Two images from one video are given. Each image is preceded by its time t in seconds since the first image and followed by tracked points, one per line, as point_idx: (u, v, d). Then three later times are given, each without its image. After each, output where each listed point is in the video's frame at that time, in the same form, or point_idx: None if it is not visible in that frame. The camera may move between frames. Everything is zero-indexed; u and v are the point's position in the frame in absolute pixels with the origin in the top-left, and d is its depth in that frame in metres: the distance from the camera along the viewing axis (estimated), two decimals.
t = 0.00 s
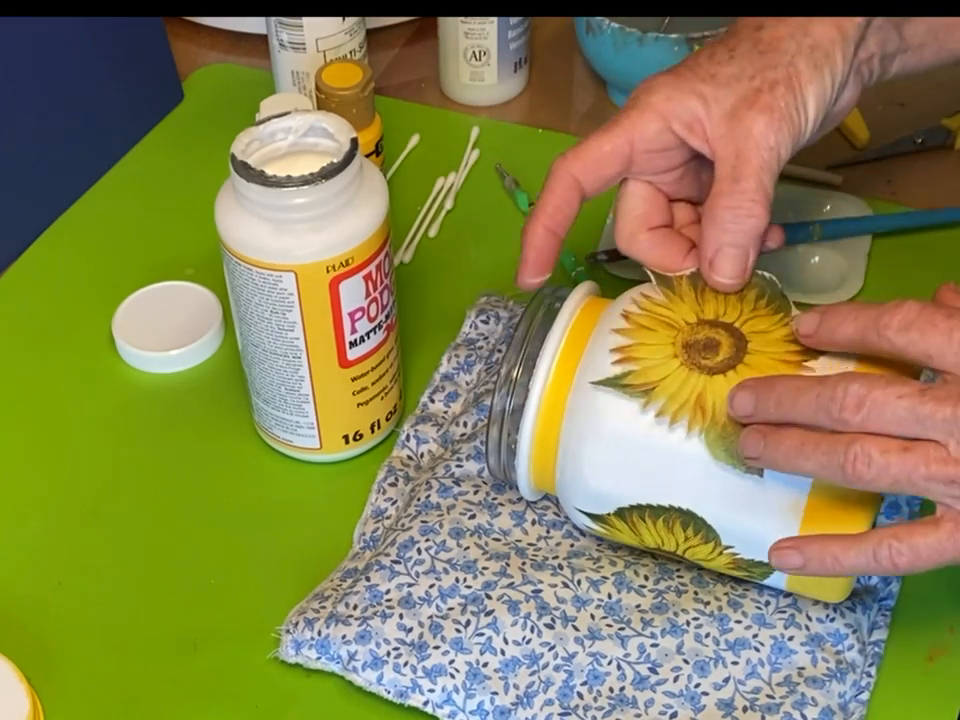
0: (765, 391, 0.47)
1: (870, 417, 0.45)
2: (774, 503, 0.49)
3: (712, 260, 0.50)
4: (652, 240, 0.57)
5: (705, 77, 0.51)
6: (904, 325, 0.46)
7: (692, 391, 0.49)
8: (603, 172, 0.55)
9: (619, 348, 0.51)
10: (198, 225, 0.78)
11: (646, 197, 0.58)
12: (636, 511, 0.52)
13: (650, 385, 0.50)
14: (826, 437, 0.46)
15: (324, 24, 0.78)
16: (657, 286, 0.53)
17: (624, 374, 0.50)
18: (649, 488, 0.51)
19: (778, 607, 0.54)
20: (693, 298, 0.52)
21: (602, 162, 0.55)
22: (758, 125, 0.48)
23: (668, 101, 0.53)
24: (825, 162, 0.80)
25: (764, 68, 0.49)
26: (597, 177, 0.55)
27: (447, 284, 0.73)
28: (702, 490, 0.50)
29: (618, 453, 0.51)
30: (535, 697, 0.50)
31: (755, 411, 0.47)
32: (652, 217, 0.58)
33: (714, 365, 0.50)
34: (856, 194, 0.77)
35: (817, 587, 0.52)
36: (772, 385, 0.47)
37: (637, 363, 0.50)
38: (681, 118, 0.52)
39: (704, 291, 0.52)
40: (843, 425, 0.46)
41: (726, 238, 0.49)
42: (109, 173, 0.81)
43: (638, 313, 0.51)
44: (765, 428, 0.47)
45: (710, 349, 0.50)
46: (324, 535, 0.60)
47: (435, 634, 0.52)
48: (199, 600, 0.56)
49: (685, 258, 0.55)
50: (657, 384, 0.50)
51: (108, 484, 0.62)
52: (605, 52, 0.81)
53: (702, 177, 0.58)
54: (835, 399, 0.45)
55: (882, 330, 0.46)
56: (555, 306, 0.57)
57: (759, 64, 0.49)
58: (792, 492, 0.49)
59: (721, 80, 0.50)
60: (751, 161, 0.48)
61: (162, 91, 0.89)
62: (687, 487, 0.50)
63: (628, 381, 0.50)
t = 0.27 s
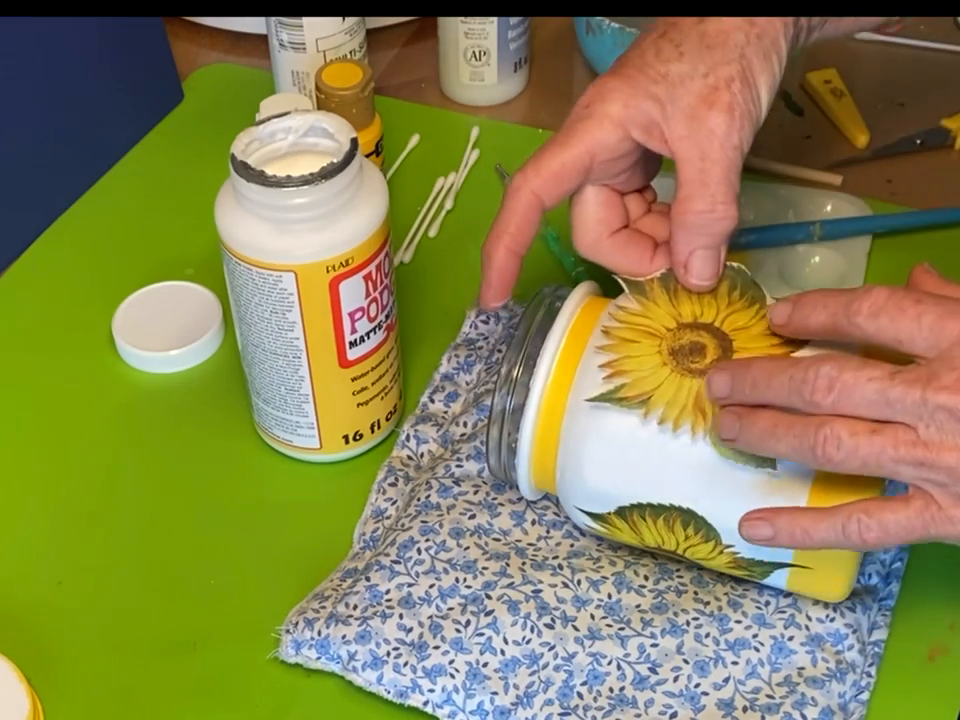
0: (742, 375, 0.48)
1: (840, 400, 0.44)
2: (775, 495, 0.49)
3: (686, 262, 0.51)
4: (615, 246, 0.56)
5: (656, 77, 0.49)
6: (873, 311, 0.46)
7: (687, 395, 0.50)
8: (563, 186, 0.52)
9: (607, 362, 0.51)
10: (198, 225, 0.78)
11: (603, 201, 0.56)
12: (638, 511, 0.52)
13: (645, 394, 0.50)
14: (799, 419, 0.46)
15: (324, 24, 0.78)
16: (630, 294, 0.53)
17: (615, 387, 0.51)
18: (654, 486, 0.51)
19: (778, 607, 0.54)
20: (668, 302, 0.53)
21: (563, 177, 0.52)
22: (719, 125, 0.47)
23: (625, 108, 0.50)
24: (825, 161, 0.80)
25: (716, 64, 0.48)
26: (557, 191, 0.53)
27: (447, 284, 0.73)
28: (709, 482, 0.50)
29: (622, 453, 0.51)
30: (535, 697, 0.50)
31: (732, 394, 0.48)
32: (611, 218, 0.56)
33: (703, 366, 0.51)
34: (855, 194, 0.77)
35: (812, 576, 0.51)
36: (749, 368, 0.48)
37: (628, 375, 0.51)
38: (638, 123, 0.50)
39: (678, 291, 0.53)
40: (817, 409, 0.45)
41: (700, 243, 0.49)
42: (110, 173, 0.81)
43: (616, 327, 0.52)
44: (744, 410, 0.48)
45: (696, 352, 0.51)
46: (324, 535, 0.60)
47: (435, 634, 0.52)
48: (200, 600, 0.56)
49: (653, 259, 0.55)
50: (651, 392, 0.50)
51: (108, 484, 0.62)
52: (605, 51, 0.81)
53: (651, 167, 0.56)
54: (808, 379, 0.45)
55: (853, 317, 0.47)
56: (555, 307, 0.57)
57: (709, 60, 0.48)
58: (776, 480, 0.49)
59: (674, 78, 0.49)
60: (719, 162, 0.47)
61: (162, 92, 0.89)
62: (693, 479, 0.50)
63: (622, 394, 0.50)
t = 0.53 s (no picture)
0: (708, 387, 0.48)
1: (808, 407, 0.45)
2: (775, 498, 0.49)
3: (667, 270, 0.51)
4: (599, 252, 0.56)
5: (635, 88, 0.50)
6: (839, 312, 0.47)
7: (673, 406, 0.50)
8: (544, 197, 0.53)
9: (597, 373, 0.51)
10: (198, 225, 0.78)
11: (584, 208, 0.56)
12: (636, 511, 0.52)
13: (632, 406, 0.50)
14: (767, 428, 0.47)
15: (324, 24, 0.78)
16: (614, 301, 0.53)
17: (604, 402, 0.51)
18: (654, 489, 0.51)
19: (778, 607, 0.54)
20: (652, 306, 0.52)
21: (543, 188, 0.53)
22: (698, 135, 0.48)
23: (603, 120, 0.51)
24: (824, 161, 0.80)
25: (695, 72, 0.48)
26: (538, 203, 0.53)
27: (446, 284, 0.73)
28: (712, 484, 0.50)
29: (619, 459, 0.51)
30: (535, 697, 0.50)
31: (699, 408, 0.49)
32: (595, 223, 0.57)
33: (689, 372, 0.50)
34: (855, 194, 0.77)
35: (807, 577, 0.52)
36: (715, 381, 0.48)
37: (615, 386, 0.51)
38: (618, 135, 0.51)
39: (661, 296, 0.53)
40: (785, 417, 0.46)
41: (680, 251, 0.50)
42: (110, 173, 0.81)
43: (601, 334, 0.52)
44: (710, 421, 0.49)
45: (681, 356, 0.51)
46: (324, 535, 0.60)
47: (435, 634, 0.52)
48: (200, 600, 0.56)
49: (635, 267, 0.55)
50: (638, 403, 0.50)
51: (108, 484, 0.62)
52: (604, 51, 0.81)
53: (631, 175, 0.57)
54: (773, 388, 0.46)
55: (820, 318, 0.48)
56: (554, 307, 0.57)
57: (687, 69, 0.48)
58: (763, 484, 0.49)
59: (652, 87, 0.49)
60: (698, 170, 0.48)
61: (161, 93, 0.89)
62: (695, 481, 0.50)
63: (611, 408, 0.50)
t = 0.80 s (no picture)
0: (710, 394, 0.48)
1: (810, 414, 0.45)
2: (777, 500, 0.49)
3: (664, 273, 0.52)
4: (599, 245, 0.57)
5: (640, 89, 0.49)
6: (841, 319, 0.47)
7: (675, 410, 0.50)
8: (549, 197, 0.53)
9: (598, 374, 0.51)
10: (198, 225, 0.78)
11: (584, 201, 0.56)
12: (638, 510, 0.52)
13: (634, 410, 0.50)
14: (768, 436, 0.47)
15: (324, 24, 0.78)
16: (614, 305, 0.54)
17: (607, 405, 0.51)
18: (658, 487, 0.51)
19: (778, 608, 0.54)
20: (654, 310, 0.53)
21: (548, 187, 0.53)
22: (702, 140, 0.48)
23: (609, 121, 0.50)
24: (824, 161, 0.80)
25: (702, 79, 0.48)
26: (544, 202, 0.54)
27: (446, 284, 0.73)
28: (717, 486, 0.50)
29: (620, 460, 0.51)
30: (535, 697, 0.50)
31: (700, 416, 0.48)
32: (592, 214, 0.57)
33: (691, 375, 0.50)
34: (855, 194, 0.77)
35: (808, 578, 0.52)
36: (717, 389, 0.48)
37: (617, 390, 0.51)
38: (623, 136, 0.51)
39: (662, 302, 0.53)
40: (786, 424, 0.46)
41: (677, 255, 0.51)
42: (109, 173, 0.81)
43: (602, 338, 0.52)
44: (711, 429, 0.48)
45: (684, 358, 0.51)
46: (324, 535, 0.60)
47: (435, 634, 0.52)
48: (199, 600, 0.56)
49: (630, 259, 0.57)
50: (641, 407, 0.50)
51: (108, 484, 0.62)
52: (604, 51, 0.81)
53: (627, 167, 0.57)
54: (776, 395, 0.46)
55: (822, 325, 0.47)
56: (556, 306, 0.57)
57: (695, 73, 0.48)
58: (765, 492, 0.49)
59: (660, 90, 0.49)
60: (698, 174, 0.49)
61: (161, 93, 0.89)
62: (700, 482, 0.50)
63: (614, 411, 0.51)
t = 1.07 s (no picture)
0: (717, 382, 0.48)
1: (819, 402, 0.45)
2: (787, 481, 0.49)
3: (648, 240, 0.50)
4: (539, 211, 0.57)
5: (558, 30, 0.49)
6: (853, 306, 0.47)
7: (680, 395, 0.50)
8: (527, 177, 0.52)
9: (605, 362, 0.51)
10: (198, 225, 0.78)
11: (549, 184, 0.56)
12: (643, 495, 0.52)
13: (642, 395, 0.50)
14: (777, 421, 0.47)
15: (324, 24, 0.78)
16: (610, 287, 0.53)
17: (613, 389, 0.50)
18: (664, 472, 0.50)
19: (778, 607, 0.53)
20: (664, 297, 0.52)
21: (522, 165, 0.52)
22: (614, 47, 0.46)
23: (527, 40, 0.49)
24: (824, 161, 0.80)
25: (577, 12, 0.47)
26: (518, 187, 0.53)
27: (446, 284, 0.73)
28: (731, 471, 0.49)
29: (628, 443, 0.50)
30: (535, 697, 0.50)
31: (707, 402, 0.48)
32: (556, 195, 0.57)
33: (700, 361, 0.50)
34: (855, 194, 0.77)
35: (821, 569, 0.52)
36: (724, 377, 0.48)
37: (625, 375, 0.50)
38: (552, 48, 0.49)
39: (672, 284, 0.52)
40: (789, 420, 0.46)
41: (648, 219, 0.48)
42: (109, 173, 0.81)
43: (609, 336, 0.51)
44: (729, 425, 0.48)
45: (692, 345, 0.50)
46: (324, 535, 0.60)
47: (435, 634, 0.52)
48: (199, 600, 0.56)
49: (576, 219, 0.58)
50: (649, 393, 0.50)
51: (108, 483, 0.62)
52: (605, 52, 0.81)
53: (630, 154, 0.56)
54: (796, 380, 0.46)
55: (833, 311, 0.48)
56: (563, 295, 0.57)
57: None
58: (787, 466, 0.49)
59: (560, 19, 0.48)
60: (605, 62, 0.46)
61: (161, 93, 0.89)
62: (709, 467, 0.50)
63: (621, 395, 0.50)
